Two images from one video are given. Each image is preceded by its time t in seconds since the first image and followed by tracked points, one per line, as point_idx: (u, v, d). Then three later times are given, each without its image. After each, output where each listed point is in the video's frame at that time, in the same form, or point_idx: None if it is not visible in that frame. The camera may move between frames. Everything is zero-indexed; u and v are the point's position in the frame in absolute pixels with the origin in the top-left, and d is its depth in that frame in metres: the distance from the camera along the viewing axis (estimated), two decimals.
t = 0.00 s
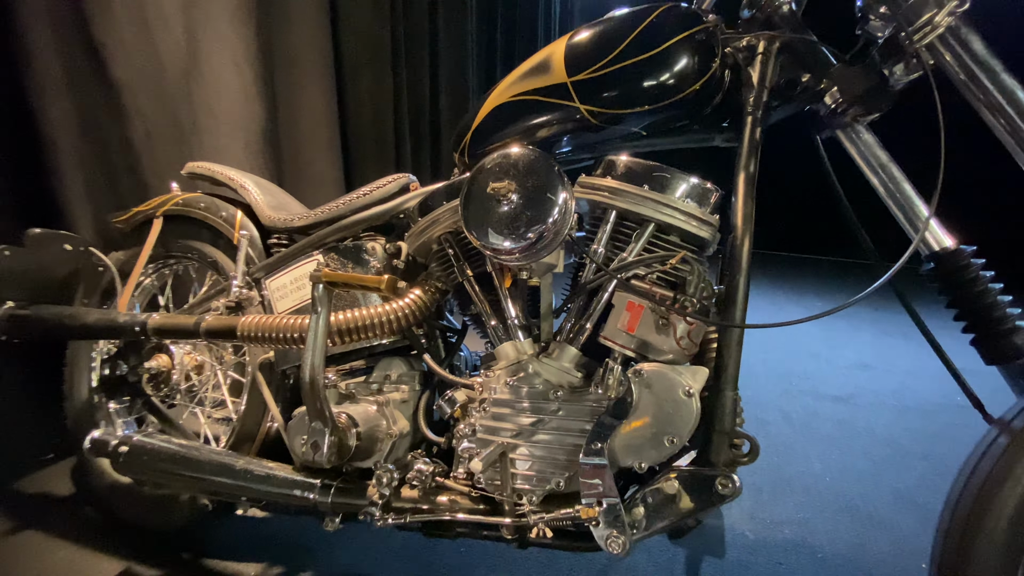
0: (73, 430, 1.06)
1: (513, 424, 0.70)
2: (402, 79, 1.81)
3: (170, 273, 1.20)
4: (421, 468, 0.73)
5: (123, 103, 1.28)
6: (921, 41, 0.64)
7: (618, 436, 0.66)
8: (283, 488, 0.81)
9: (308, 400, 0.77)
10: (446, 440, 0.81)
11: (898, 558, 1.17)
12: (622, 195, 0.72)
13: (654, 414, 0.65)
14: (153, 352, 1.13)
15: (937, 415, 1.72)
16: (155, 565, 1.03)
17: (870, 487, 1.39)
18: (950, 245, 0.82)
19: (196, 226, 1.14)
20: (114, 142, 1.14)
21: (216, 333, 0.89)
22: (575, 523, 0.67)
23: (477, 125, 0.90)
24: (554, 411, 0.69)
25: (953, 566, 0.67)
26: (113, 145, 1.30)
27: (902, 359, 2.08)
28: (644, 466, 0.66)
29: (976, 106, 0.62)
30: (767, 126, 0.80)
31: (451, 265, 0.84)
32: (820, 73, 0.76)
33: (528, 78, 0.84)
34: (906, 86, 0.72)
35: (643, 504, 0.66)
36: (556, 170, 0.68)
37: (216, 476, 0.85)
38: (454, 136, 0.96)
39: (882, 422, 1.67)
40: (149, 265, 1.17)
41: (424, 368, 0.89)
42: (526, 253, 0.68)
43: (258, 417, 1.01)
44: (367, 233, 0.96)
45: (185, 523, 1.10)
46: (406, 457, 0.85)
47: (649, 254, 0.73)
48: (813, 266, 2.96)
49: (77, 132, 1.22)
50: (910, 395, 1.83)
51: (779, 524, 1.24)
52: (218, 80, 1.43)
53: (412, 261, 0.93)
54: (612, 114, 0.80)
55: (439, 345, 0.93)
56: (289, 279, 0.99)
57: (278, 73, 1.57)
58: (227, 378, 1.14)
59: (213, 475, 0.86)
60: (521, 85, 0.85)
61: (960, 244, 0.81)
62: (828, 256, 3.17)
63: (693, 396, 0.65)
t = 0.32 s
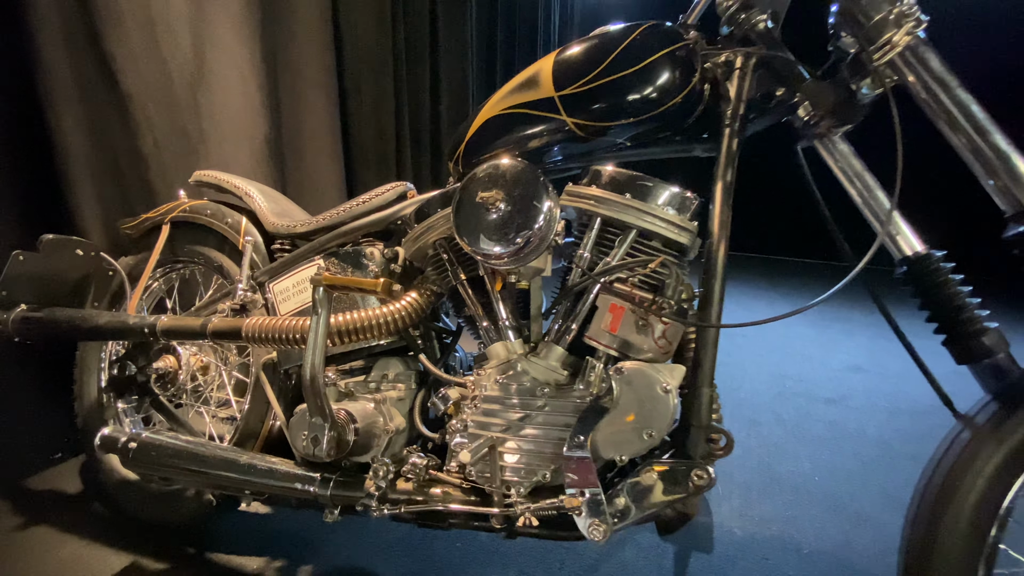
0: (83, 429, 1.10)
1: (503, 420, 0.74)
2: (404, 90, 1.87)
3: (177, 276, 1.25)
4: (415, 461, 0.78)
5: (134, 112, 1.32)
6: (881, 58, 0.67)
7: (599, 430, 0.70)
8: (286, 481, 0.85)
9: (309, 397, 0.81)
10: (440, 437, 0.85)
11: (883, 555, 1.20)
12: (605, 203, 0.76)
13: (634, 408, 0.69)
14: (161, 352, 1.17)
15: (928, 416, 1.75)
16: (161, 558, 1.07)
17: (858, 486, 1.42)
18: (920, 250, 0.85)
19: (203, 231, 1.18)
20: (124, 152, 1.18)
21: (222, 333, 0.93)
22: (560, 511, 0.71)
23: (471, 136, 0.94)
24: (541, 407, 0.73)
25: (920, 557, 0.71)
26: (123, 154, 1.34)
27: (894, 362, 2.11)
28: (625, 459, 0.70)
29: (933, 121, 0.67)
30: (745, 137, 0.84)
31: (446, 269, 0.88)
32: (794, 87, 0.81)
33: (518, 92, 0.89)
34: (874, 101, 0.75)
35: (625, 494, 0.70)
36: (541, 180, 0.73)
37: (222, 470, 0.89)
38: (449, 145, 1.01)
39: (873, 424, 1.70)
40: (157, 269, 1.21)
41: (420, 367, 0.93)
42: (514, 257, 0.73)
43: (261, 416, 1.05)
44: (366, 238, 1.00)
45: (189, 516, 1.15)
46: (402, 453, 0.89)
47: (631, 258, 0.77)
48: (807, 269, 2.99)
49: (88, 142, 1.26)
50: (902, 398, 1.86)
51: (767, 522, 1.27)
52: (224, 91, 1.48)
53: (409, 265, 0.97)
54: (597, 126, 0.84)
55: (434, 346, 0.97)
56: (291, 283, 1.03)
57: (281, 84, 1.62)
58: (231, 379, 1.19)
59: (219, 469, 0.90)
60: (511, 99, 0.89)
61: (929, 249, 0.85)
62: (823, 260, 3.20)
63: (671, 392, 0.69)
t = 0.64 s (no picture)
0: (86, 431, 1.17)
1: (487, 419, 0.79)
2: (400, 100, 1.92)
3: (178, 283, 1.29)
4: (405, 458, 0.82)
5: (137, 124, 1.36)
6: (840, 77, 0.71)
7: (577, 427, 0.75)
8: (282, 479, 0.89)
9: (304, 398, 0.85)
10: (429, 436, 0.89)
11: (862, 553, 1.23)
12: (585, 212, 0.80)
13: (609, 404, 0.74)
14: (162, 356, 1.21)
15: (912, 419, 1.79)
16: (163, 556, 1.11)
17: (840, 487, 1.46)
18: (886, 257, 0.90)
19: (204, 239, 1.23)
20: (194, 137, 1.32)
21: (221, 337, 0.97)
22: (541, 505, 0.75)
23: (460, 149, 0.99)
24: (523, 406, 0.78)
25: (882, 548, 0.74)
26: (126, 165, 1.39)
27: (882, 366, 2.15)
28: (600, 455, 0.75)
29: (889, 137, 0.70)
30: (718, 151, 0.89)
31: (436, 276, 0.92)
32: (763, 104, 0.85)
33: (504, 108, 0.93)
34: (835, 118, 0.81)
35: (603, 489, 0.74)
36: (520, 193, 0.77)
37: (221, 468, 0.93)
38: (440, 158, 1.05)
39: (858, 426, 1.74)
40: (159, 276, 1.26)
41: (411, 370, 0.97)
42: (499, 264, 0.77)
43: (259, 417, 1.09)
44: (360, 246, 1.04)
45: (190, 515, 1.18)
46: (393, 451, 0.93)
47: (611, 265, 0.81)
48: (790, 274, 3.04)
49: (93, 154, 1.31)
50: (888, 401, 1.90)
51: (750, 520, 1.31)
52: (224, 104, 1.52)
53: (401, 271, 1.01)
54: (579, 141, 0.89)
55: (426, 349, 1.01)
56: (287, 289, 1.07)
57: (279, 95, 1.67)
58: (231, 382, 1.23)
59: (218, 468, 0.94)
60: (498, 114, 0.94)
61: (894, 256, 0.89)
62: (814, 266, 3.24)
63: (644, 391, 0.74)
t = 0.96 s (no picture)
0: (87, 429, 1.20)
1: (472, 415, 0.82)
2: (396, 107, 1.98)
3: (176, 285, 1.32)
4: (394, 452, 0.86)
5: (137, 130, 1.40)
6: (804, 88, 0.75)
7: (557, 421, 0.79)
8: (275, 474, 0.92)
9: (296, 396, 0.88)
10: (418, 432, 0.92)
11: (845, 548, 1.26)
12: (565, 216, 0.83)
13: (587, 398, 0.78)
14: (160, 356, 1.23)
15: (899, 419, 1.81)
16: (160, 552, 1.14)
17: (824, 483, 1.49)
18: (859, 259, 0.93)
19: (201, 242, 1.26)
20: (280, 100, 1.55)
21: (218, 337, 1.00)
22: (521, 496, 0.79)
23: (449, 155, 1.02)
24: (508, 402, 0.81)
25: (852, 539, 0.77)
26: (125, 171, 1.42)
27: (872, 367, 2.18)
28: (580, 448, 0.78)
29: (854, 146, 0.74)
30: (695, 157, 0.92)
31: (425, 278, 0.95)
32: (738, 112, 0.89)
33: (490, 116, 0.97)
34: (808, 130, 0.83)
35: (580, 482, 0.78)
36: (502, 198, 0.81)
37: (216, 464, 0.96)
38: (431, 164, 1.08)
39: (846, 426, 1.77)
40: (158, 279, 1.29)
41: (402, 368, 1.00)
42: (483, 266, 0.81)
43: (254, 416, 1.12)
44: (353, 249, 1.07)
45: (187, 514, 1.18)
46: (384, 447, 0.97)
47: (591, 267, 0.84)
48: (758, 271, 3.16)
49: (94, 160, 1.34)
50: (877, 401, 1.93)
51: (735, 516, 1.34)
52: (222, 111, 1.56)
53: (392, 273, 1.04)
54: (562, 148, 0.93)
55: (416, 349, 1.04)
56: (282, 291, 1.10)
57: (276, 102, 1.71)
58: (227, 382, 1.26)
59: (214, 464, 0.97)
60: (484, 123, 0.97)
61: (866, 258, 0.92)
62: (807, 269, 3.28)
63: (621, 387, 0.78)
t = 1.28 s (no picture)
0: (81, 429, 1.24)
1: (454, 410, 0.85)
2: (388, 111, 2.01)
3: (168, 288, 1.34)
4: (379, 447, 0.90)
5: (131, 135, 1.42)
6: (768, 96, 0.78)
7: (534, 415, 0.83)
8: (264, 470, 0.94)
9: (284, 394, 0.90)
10: (403, 429, 0.95)
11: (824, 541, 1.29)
12: (545, 219, 0.86)
13: (564, 393, 0.82)
14: (152, 357, 1.25)
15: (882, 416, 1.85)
16: (152, 548, 1.16)
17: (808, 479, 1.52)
18: (829, 258, 0.96)
19: (193, 245, 1.29)
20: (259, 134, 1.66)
21: (208, 336, 1.03)
22: (501, 489, 0.83)
23: (433, 160, 1.06)
24: (488, 397, 0.84)
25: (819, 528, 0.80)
26: (119, 175, 1.44)
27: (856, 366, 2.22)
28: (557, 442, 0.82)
29: (819, 152, 0.77)
30: (670, 162, 0.95)
31: (411, 278, 0.96)
32: (710, 117, 0.92)
33: (472, 122, 1.00)
34: (778, 136, 0.86)
35: (559, 474, 0.82)
36: (482, 201, 0.84)
37: (206, 461, 0.99)
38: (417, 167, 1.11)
39: (830, 423, 1.80)
40: (150, 281, 1.32)
41: (388, 367, 1.03)
42: (464, 266, 0.84)
43: (244, 415, 1.14)
44: (341, 251, 1.09)
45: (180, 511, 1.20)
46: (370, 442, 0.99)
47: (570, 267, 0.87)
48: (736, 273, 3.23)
49: (88, 163, 1.36)
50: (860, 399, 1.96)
51: (719, 512, 1.37)
52: (216, 115, 1.59)
53: (379, 274, 1.04)
54: (542, 152, 0.96)
55: (404, 348, 1.06)
56: (272, 292, 1.13)
57: (269, 108, 1.74)
58: (219, 382, 1.28)
59: (204, 459, 0.99)
60: (466, 128, 1.01)
61: (837, 258, 0.95)
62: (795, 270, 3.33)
63: (596, 382, 0.82)
